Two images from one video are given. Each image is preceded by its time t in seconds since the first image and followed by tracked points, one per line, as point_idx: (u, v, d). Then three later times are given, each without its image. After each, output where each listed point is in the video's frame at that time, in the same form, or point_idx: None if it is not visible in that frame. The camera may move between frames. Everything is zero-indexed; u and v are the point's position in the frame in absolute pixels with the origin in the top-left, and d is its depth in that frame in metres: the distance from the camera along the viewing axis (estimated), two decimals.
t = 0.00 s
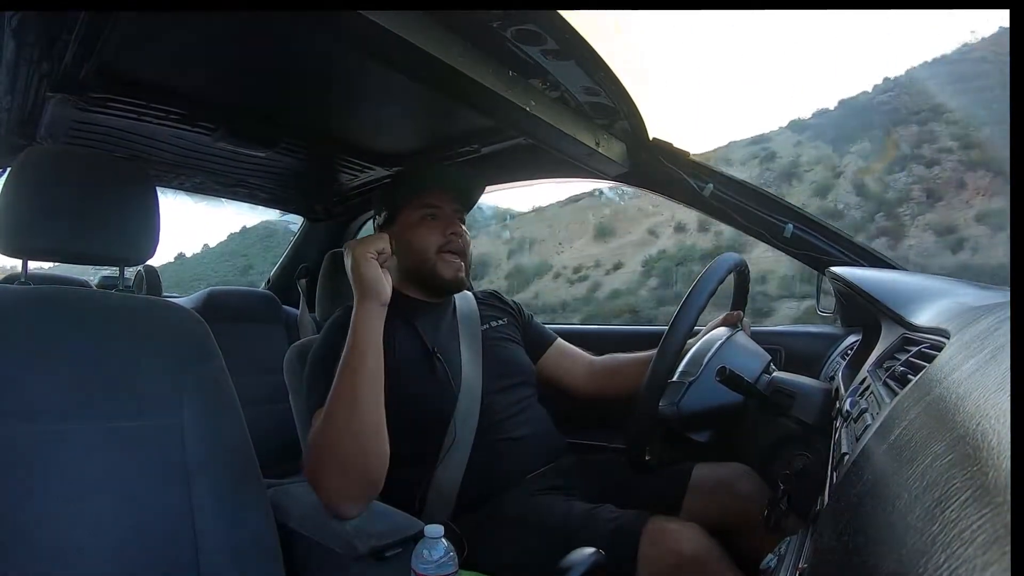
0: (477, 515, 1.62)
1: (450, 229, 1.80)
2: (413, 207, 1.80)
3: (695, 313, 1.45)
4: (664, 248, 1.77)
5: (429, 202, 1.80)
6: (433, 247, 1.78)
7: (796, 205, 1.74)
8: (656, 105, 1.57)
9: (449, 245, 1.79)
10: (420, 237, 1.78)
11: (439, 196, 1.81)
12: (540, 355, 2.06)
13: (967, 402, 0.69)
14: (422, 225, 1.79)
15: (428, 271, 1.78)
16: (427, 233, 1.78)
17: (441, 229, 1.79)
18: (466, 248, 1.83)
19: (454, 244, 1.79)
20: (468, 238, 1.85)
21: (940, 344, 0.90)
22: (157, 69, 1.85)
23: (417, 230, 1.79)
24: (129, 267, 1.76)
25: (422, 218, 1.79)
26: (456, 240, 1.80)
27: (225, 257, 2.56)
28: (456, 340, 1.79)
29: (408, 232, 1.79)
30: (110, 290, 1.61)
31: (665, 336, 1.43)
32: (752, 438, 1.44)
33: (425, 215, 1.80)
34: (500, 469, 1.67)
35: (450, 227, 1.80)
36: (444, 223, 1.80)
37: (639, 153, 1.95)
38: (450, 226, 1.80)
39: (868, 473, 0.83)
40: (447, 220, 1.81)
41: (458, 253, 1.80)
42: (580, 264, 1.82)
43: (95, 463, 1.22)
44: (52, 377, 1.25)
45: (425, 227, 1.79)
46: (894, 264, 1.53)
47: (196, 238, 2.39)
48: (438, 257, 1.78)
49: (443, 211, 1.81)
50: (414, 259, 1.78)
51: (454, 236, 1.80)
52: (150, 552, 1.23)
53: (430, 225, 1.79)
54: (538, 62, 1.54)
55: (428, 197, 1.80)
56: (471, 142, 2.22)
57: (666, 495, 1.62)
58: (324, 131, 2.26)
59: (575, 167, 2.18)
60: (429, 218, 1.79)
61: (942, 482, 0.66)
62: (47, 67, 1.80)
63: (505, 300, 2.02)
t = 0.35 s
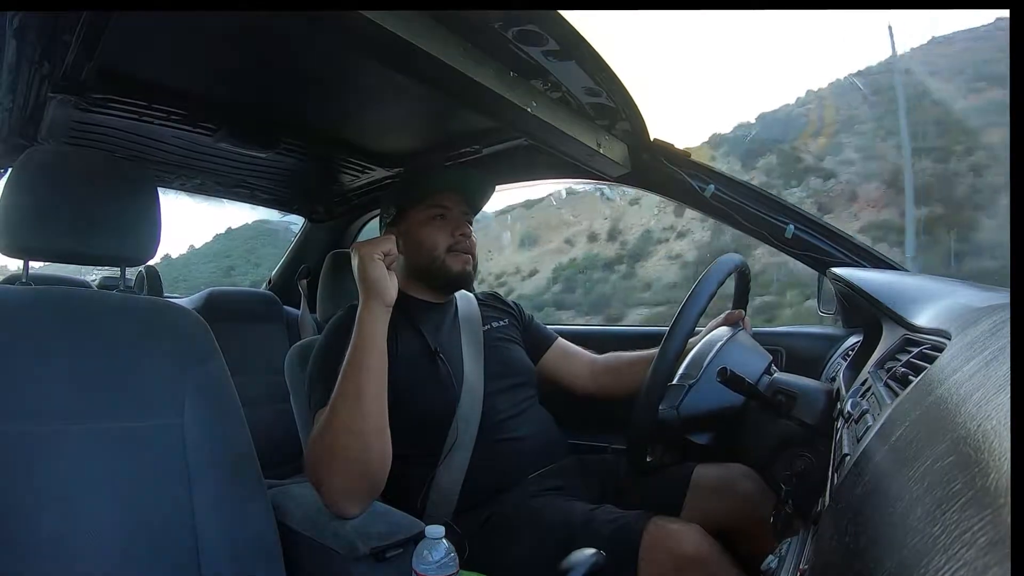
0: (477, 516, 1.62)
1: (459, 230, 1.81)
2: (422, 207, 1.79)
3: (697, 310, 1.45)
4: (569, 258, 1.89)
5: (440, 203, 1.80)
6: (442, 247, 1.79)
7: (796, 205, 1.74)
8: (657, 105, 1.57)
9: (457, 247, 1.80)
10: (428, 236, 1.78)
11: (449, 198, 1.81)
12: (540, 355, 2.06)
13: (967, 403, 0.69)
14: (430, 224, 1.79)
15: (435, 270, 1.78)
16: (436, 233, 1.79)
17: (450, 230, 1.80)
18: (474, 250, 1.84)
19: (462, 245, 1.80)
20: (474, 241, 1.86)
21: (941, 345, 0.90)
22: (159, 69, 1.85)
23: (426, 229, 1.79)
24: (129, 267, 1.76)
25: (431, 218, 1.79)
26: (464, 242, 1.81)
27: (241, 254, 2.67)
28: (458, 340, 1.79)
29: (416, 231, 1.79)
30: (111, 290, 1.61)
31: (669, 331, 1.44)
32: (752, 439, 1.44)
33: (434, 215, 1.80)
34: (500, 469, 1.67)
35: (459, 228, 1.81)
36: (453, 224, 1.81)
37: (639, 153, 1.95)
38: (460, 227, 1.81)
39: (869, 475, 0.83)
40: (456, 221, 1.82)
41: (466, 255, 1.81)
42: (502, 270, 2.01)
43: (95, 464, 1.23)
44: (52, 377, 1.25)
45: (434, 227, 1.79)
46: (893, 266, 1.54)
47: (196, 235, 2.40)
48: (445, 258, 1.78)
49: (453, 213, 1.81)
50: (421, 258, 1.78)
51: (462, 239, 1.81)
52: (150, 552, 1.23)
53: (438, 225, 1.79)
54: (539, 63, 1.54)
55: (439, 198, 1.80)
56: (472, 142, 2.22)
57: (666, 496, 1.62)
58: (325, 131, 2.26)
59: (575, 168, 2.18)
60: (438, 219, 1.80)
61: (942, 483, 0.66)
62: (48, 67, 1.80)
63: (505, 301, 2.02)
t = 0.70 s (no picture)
0: (478, 516, 1.62)
1: (466, 239, 1.79)
2: (431, 213, 1.78)
3: (699, 309, 1.45)
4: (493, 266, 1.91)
5: (451, 211, 1.79)
6: (448, 256, 1.78)
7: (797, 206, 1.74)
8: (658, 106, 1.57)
9: (463, 256, 1.79)
10: (435, 245, 1.77)
11: (458, 205, 1.79)
12: (540, 356, 2.05)
13: (967, 405, 0.69)
14: (438, 232, 1.77)
15: (440, 279, 1.78)
16: (443, 241, 1.77)
17: (457, 239, 1.78)
18: (480, 259, 1.83)
19: (468, 256, 1.79)
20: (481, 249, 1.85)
21: (941, 346, 0.90)
22: (159, 69, 1.85)
23: (433, 236, 1.77)
24: (131, 267, 1.76)
25: (439, 225, 1.78)
26: (470, 252, 1.80)
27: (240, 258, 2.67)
28: (459, 341, 1.79)
29: (423, 237, 1.77)
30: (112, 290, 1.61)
31: (671, 329, 1.44)
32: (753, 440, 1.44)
33: (443, 222, 1.78)
34: (501, 470, 1.67)
35: (466, 237, 1.79)
36: (461, 233, 1.79)
37: (639, 154, 1.95)
38: (467, 237, 1.79)
39: (868, 476, 0.83)
40: (463, 230, 1.80)
41: (472, 265, 1.80)
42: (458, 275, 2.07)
43: (95, 464, 1.23)
44: (52, 377, 1.24)
45: (443, 234, 1.78)
46: (894, 266, 1.54)
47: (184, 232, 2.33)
48: (451, 267, 1.78)
49: (462, 221, 1.80)
50: (426, 265, 1.78)
51: (470, 249, 1.80)
52: (150, 552, 1.23)
53: (446, 233, 1.78)
54: (540, 63, 1.54)
55: (447, 205, 1.78)
56: (473, 143, 2.22)
57: (667, 497, 1.62)
58: (325, 132, 2.26)
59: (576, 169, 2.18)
60: (445, 227, 1.78)
61: (942, 484, 0.66)
62: (49, 68, 1.80)
63: (506, 300, 1.99)
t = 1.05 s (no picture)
0: (479, 516, 1.62)
1: (478, 244, 1.78)
2: (444, 216, 1.76)
3: (698, 308, 1.45)
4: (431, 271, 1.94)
5: (462, 214, 1.77)
6: (460, 260, 1.76)
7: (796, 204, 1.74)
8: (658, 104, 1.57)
9: (474, 260, 1.78)
10: (447, 248, 1.75)
11: (469, 208, 1.78)
12: (540, 355, 2.05)
13: (967, 403, 0.69)
14: (450, 235, 1.76)
15: (451, 282, 1.76)
16: (456, 245, 1.76)
17: (469, 243, 1.77)
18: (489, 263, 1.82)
19: (479, 260, 1.78)
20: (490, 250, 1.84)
21: (942, 344, 0.90)
22: (159, 69, 1.85)
23: (445, 239, 1.75)
24: (132, 267, 1.76)
25: (452, 228, 1.76)
26: (481, 256, 1.79)
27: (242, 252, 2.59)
28: (459, 339, 1.79)
29: (436, 240, 1.75)
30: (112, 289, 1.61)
31: (673, 323, 1.44)
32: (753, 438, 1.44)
33: (456, 226, 1.76)
34: (501, 468, 1.67)
35: (478, 241, 1.78)
36: (473, 237, 1.78)
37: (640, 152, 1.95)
38: (479, 241, 1.78)
39: (869, 474, 0.83)
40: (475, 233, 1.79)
41: (482, 269, 1.79)
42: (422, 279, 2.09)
43: (97, 464, 1.23)
44: (53, 378, 1.24)
45: (455, 237, 1.76)
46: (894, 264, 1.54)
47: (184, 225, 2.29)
48: (463, 272, 1.76)
49: (473, 225, 1.79)
50: (437, 268, 1.76)
51: (481, 252, 1.79)
52: (151, 553, 1.23)
53: (458, 237, 1.76)
54: (541, 61, 1.54)
55: (459, 208, 1.76)
56: (474, 142, 2.22)
57: (667, 495, 1.62)
58: (325, 131, 2.26)
59: (576, 167, 2.19)
60: (458, 230, 1.76)
61: (941, 482, 0.66)
62: (49, 68, 1.80)
63: (506, 297, 1.98)
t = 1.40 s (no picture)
0: (478, 517, 1.62)
1: (473, 246, 1.78)
2: (438, 220, 1.76)
3: (698, 309, 1.45)
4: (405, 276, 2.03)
5: (457, 217, 1.77)
6: (456, 263, 1.76)
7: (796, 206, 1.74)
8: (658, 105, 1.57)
9: (471, 263, 1.78)
10: (443, 252, 1.76)
11: (464, 211, 1.78)
12: (539, 357, 2.06)
13: (967, 403, 0.69)
14: (445, 239, 1.76)
15: (447, 286, 1.76)
16: (451, 249, 1.76)
17: (465, 245, 1.77)
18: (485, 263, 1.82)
19: (475, 262, 1.78)
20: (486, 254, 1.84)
21: (942, 345, 0.90)
22: (158, 70, 1.85)
23: (440, 243, 1.76)
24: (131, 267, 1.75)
25: (447, 232, 1.76)
26: (477, 259, 1.79)
27: (247, 247, 2.57)
28: (459, 340, 1.78)
29: (432, 244, 1.75)
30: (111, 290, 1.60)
31: (674, 323, 1.44)
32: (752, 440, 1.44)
33: (451, 229, 1.76)
34: (500, 469, 1.67)
35: (473, 244, 1.78)
36: (468, 240, 1.78)
37: (640, 154, 1.95)
38: (474, 243, 1.78)
39: (869, 475, 0.83)
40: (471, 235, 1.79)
41: (479, 271, 1.79)
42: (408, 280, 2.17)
43: (95, 465, 1.22)
44: (52, 377, 1.24)
45: (451, 242, 1.76)
46: (894, 265, 1.54)
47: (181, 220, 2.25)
48: (459, 275, 1.76)
49: (469, 227, 1.78)
50: (434, 272, 1.76)
51: (477, 256, 1.79)
52: (150, 554, 1.23)
53: (453, 240, 1.76)
54: (540, 63, 1.54)
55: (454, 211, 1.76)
56: (473, 143, 2.22)
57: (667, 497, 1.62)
58: (324, 132, 2.26)
59: (575, 168, 2.18)
60: (454, 234, 1.76)
61: (941, 483, 0.66)
62: (48, 69, 1.80)
63: (506, 297, 2.00)
